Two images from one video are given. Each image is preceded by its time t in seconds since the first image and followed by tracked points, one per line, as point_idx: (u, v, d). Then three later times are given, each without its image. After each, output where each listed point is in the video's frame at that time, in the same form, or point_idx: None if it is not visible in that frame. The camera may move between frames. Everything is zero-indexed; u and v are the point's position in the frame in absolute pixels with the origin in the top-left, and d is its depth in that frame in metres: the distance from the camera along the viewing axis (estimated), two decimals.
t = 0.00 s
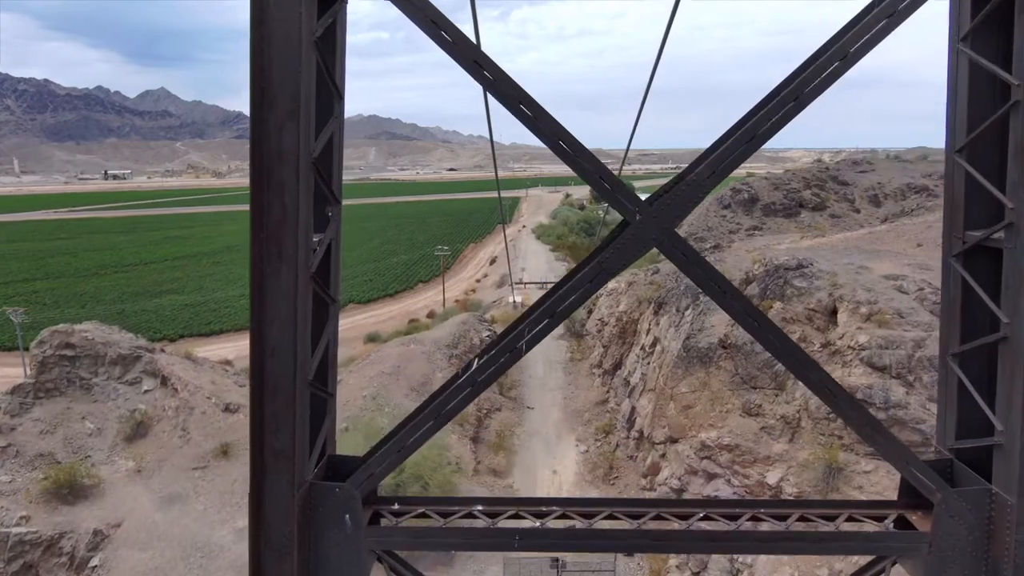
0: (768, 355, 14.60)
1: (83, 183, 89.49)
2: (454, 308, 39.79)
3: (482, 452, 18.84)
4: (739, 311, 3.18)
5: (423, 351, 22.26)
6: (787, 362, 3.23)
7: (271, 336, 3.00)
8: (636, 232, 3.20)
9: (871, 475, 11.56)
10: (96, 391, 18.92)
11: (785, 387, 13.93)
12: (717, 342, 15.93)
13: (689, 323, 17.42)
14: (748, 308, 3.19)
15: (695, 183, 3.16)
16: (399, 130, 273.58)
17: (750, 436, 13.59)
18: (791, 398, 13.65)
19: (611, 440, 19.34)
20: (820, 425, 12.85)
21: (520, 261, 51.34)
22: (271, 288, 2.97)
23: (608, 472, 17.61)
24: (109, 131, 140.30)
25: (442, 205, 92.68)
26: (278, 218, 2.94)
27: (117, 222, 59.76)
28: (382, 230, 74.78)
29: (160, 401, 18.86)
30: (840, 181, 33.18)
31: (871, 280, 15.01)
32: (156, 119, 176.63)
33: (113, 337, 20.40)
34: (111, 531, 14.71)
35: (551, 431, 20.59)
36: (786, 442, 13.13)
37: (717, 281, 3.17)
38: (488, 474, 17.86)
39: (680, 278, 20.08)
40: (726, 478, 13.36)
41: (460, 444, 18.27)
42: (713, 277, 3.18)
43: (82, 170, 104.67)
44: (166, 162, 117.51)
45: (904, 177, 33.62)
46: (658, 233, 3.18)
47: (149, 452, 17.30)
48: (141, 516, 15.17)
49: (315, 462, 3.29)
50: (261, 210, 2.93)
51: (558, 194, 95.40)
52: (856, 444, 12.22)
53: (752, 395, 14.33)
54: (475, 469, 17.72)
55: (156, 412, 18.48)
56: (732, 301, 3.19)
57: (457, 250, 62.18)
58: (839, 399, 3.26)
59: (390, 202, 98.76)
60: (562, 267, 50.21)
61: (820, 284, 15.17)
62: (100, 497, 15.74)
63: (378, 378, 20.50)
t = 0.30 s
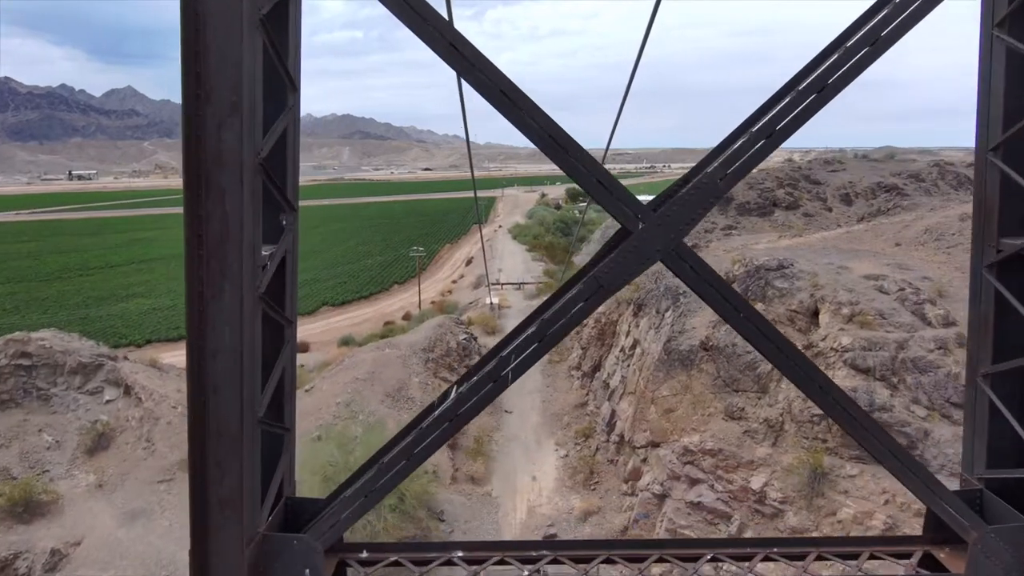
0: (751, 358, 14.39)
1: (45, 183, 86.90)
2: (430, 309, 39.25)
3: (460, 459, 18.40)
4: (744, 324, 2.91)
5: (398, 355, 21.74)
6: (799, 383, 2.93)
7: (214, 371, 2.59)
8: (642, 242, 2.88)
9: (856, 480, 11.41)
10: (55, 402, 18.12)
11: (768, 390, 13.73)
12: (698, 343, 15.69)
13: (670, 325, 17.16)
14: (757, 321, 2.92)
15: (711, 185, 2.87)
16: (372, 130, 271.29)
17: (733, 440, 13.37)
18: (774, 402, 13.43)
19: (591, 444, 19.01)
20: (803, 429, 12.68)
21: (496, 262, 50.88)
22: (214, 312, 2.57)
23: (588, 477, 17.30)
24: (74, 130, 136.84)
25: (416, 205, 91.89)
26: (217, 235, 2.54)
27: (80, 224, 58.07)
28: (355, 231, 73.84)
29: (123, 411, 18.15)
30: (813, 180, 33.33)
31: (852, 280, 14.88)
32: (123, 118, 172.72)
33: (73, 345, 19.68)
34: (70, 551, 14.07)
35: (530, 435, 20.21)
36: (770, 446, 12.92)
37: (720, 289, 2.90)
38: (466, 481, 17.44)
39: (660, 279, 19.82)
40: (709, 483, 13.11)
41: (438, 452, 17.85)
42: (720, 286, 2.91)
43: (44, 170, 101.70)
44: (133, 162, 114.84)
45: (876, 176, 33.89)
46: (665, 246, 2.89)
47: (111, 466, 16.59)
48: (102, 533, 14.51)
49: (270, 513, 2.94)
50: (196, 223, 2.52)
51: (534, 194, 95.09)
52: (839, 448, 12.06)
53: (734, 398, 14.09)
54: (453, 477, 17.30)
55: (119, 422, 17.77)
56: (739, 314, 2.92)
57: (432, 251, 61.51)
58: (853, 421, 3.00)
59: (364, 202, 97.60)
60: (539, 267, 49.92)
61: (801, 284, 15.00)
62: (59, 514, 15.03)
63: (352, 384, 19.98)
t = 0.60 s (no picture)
0: (738, 360, 14.17)
1: (11, 183, 84.48)
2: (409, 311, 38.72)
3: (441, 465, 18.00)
4: (765, 340, 3.05)
5: (377, 359, 21.28)
6: (808, 388, 3.11)
7: (154, 417, 2.77)
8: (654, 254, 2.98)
9: (846, 484, 11.28)
10: (18, 412, 17.45)
11: (755, 393, 13.53)
12: (684, 346, 15.47)
13: (654, 327, 16.88)
14: (776, 334, 3.05)
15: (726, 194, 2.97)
16: (350, 130, 269.03)
17: (720, 444, 13.08)
18: (762, 405, 13.23)
19: (575, 447, 18.73)
20: (792, 432, 12.48)
21: (476, 263, 50.39)
22: (155, 334, 2.75)
23: (573, 482, 17.01)
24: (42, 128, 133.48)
25: (395, 206, 91.00)
26: (158, 248, 2.71)
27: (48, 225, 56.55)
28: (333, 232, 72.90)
29: (90, 421, 17.52)
30: (792, 179, 33.40)
31: (837, 281, 14.72)
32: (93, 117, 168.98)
33: (37, 354, 19.23)
34: (34, 569, 13.43)
35: (512, 440, 19.78)
36: (758, 449, 12.69)
37: (743, 305, 3.04)
38: (448, 488, 17.08)
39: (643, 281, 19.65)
40: (697, 488, 12.68)
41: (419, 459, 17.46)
42: (739, 299, 3.05)
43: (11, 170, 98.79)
44: (104, 162, 112.37)
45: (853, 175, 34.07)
46: (683, 258, 2.99)
47: (77, 478, 15.96)
48: (67, 549, 13.92)
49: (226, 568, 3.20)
50: (135, 236, 2.69)
51: (513, 194, 94.67)
52: (828, 451, 11.90)
53: (721, 402, 13.87)
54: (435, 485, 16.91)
55: (86, 433, 17.15)
56: (758, 327, 3.05)
57: (411, 252, 60.84)
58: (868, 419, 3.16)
59: (341, 202, 96.39)
60: (519, 267, 49.57)
61: (786, 285, 14.83)
62: (22, 531, 14.39)
63: (329, 391, 19.50)
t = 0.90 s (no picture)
0: (732, 363, 13.93)
1: None
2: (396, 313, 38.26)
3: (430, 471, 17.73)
4: (802, 354, 3.62)
5: (364, 363, 20.92)
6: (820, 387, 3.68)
7: (99, 460, 2.80)
8: (688, 268, 3.47)
9: (844, 489, 11.12)
10: None
11: (750, 396, 13.31)
12: (677, 348, 15.09)
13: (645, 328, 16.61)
14: (810, 346, 3.62)
15: (759, 210, 3.51)
16: (335, 130, 267.08)
17: (715, 449, 12.77)
18: (757, 408, 12.98)
19: (566, 451, 18.41)
20: (788, 436, 12.26)
21: (464, 263, 49.96)
22: (97, 365, 2.77)
23: (563, 487, 16.66)
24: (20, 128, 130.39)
25: (381, 206, 90.30)
26: (99, 266, 2.71)
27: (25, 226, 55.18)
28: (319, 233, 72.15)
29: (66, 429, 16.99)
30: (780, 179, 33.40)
31: (831, 281, 14.56)
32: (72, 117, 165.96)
33: (11, 360, 18.65)
34: None
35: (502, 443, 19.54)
36: (753, 454, 12.41)
37: (778, 319, 3.58)
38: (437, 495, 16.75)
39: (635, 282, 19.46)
40: (691, 494, 12.39)
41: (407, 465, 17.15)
42: (774, 312, 3.58)
43: None
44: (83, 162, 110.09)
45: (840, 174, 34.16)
46: (718, 272, 3.51)
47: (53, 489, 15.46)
48: (43, 563, 13.43)
49: None
50: (73, 251, 2.71)
51: (501, 194, 94.19)
52: (824, 455, 11.71)
53: (715, 405, 13.65)
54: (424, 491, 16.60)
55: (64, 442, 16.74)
56: (790, 339, 3.61)
57: (397, 253, 60.29)
58: (870, 407, 3.73)
59: (326, 202, 95.48)
60: (507, 267, 49.24)
61: (779, 286, 14.66)
62: None
63: (315, 396, 19.12)
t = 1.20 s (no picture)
0: (734, 365, 13.68)
1: None
2: (391, 313, 37.96)
3: (426, 476, 17.45)
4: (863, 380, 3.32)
5: (358, 365, 20.61)
6: (877, 414, 3.37)
7: (44, 511, 2.46)
8: (737, 282, 3.17)
9: (850, 495, 10.96)
10: None
11: (752, 400, 13.15)
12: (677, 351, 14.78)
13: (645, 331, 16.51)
14: (872, 372, 3.32)
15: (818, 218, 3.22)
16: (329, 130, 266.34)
17: (718, 453, 12.53)
18: (760, 413, 12.79)
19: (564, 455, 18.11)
20: (791, 441, 12.06)
21: (459, 263, 49.64)
22: (40, 396, 2.43)
23: (562, 491, 16.38)
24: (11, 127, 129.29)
25: (376, 207, 90.01)
26: (41, 282, 2.40)
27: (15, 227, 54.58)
28: (313, 233, 71.75)
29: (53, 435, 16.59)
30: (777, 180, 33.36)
31: (833, 282, 14.37)
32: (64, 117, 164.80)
33: None
34: None
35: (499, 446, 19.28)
36: (756, 459, 12.21)
37: (836, 339, 3.28)
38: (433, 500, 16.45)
39: (634, 283, 19.23)
40: (694, 500, 12.06)
41: (403, 470, 16.88)
42: (832, 332, 3.28)
43: None
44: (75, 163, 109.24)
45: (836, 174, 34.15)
46: (770, 288, 3.19)
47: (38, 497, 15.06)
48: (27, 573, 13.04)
49: None
50: (12, 263, 2.39)
51: (496, 194, 94.05)
52: (829, 461, 11.52)
53: (717, 409, 13.36)
54: (420, 497, 16.33)
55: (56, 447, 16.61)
56: (849, 361, 3.30)
57: (392, 253, 59.92)
58: (939, 440, 3.39)
59: (320, 202, 95.04)
60: (502, 267, 49.02)
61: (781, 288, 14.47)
62: None
63: (309, 399, 18.81)
